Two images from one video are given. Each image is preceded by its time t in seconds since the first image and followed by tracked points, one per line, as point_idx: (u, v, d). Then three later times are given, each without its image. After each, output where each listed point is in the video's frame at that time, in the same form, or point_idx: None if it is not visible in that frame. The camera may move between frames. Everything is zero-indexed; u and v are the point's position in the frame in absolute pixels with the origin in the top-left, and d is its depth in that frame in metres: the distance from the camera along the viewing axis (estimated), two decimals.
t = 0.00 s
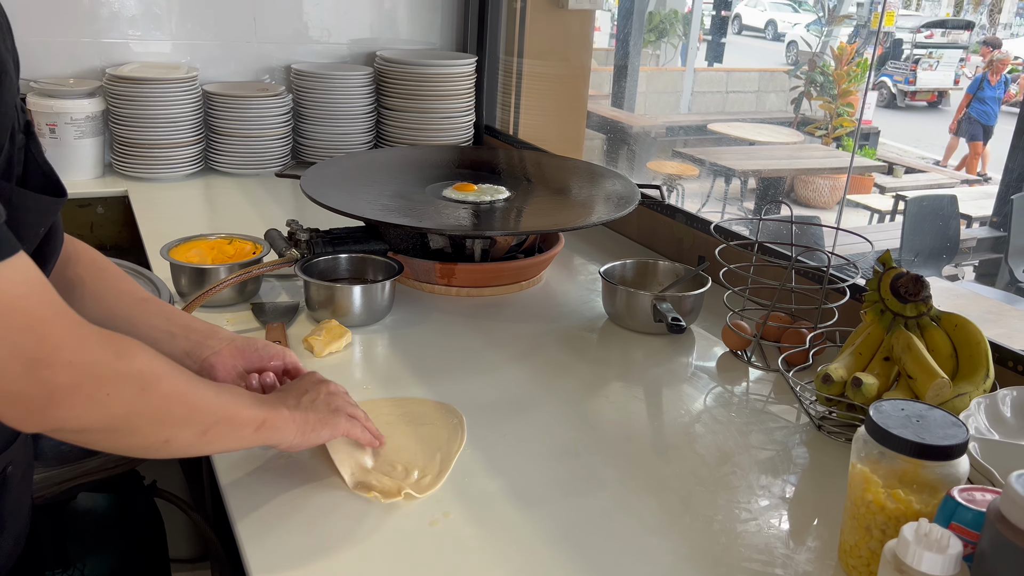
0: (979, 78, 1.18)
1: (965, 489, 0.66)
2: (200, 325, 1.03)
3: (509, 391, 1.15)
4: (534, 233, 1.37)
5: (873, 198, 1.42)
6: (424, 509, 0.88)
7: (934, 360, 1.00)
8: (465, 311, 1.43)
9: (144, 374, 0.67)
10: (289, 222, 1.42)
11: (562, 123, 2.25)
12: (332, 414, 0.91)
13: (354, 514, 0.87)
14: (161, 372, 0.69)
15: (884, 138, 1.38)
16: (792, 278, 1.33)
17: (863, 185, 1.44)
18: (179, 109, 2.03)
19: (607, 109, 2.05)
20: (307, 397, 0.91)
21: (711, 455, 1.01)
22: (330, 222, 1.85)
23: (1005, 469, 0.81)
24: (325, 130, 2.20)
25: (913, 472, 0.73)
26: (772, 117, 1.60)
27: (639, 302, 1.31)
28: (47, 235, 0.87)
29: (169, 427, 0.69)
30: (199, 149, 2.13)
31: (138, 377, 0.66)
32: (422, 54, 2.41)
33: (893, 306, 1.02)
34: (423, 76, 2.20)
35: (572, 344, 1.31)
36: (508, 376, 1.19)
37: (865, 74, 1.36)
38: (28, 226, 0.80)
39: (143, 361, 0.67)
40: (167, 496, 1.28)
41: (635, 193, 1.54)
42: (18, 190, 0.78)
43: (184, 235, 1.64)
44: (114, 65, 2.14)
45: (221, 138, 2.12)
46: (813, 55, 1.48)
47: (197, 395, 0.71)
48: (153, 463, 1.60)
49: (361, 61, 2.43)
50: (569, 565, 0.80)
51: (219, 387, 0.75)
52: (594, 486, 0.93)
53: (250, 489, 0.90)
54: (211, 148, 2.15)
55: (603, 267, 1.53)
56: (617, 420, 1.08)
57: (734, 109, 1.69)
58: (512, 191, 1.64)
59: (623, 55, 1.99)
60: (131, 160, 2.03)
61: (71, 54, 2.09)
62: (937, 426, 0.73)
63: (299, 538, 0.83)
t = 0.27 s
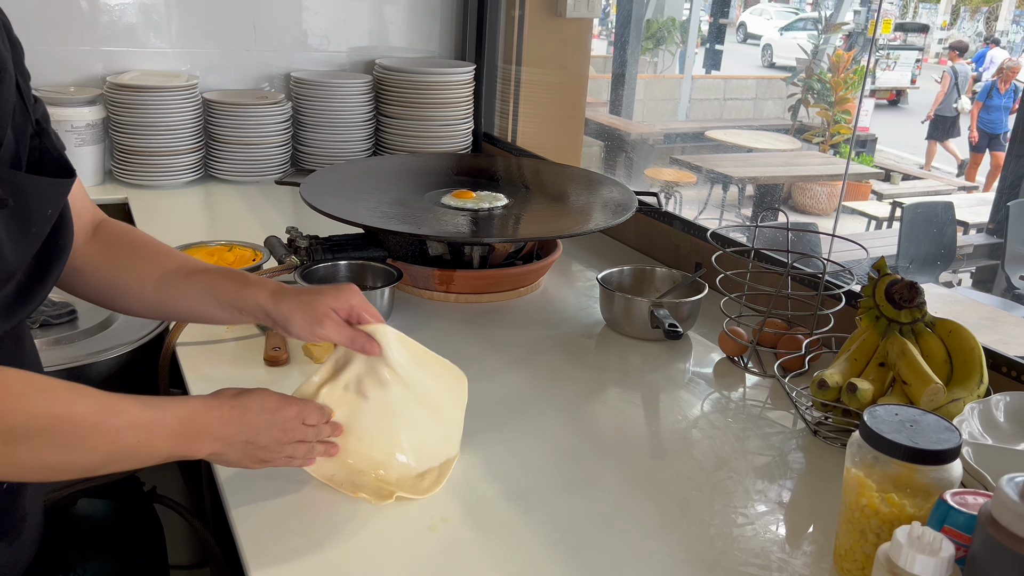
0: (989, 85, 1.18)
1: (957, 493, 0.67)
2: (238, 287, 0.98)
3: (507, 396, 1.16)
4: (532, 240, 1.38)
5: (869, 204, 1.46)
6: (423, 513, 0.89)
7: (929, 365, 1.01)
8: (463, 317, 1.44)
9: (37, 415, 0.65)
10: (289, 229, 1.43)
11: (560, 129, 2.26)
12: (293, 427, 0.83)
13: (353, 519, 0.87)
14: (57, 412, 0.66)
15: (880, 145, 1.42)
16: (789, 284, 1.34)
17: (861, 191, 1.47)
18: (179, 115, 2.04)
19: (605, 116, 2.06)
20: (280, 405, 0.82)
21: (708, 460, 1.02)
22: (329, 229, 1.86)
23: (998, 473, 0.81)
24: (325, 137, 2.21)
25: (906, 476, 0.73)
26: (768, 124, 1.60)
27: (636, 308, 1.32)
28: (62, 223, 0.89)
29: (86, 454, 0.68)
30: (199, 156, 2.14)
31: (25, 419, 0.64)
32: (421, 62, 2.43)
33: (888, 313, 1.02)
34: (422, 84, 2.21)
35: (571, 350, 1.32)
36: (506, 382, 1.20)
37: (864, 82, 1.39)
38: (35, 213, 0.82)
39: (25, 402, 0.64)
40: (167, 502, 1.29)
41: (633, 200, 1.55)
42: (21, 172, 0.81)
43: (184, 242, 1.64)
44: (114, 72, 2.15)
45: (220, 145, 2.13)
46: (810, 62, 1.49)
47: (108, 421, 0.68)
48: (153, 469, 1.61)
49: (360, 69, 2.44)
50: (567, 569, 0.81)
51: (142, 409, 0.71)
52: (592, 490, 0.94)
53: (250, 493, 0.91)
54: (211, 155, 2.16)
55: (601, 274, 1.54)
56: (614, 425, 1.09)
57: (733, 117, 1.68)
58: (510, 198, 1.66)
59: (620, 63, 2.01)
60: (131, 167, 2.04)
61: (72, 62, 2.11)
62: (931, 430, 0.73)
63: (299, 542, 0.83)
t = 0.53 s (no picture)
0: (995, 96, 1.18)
1: (949, 494, 0.68)
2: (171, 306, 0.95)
3: (504, 401, 1.16)
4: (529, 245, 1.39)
5: (867, 210, 1.43)
6: (420, 517, 0.89)
7: (923, 369, 1.02)
8: (461, 322, 1.45)
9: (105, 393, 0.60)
10: (287, 235, 1.44)
11: (557, 135, 2.27)
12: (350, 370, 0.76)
13: (351, 522, 0.88)
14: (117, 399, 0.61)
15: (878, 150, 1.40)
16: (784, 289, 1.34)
17: (861, 198, 1.44)
18: (178, 122, 2.05)
19: (602, 122, 2.08)
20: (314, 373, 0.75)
21: (703, 464, 1.02)
22: (328, 235, 1.86)
23: (990, 475, 0.82)
24: (323, 144, 2.22)
25: (899, 478, 0.74)
26: (768, 131, 1.60)
27: (632, 312, 1.33)
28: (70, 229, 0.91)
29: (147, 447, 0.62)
30: (198, 163, 2.15)
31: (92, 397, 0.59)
32: (419, 69, 2.44)
33: (882, 317, 1.03)
34: (420, 90, 2.22)
35: (568, 354, 1.32)
36: (503, 387, 1.20)
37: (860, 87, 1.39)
38: (43, 225, 0.83)
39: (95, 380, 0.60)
40: (165, 507, 1.29)
41: (629, 206, 1.56)
42: (28, 189, 0.82)
43: (182, 248, 1.65)
44: (113, 79, 2.16)
45: (219, 152, 2.14)
46: (807, 69, 1.50)
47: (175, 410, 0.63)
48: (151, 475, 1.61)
49: (358, 76, 2.45)
50: (563, 571, 0.82)
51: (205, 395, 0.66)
52: (588, 494, 0.95)
53: (247, 498, 0.91)
54: (210, 161, 2.17)
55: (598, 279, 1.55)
56: (611, 429, 1.09)
57: (729, 123, 1.70)
58: (507, 204, 1.66)
59: (617, 69, 2.02)
60: (130, 174, 2.05)
61: (71, 69, 2.12)
62: (923, 433, 0.74)
63: (296, 546, 0.84)
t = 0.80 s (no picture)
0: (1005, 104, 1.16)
1: (945, 496, 0.68)
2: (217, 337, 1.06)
3: (502, 405, 1.17)
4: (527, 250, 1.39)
5: (864, 215, 1.49)
6: (418, 521, 0.89)
7: (919, 372, 1.02)
8: (459, 327, 1.45)
9: (170, 385, 0.69)
10: (285, 240, 1.44)
11: (555, 140, 2.28)
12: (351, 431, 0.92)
13: (349, 526, 0.88)
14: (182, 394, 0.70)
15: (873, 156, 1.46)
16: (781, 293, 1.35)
17: (858, 201, 1.51)
18: (177, 128, 2.05)
19: (600, 127, 2.09)
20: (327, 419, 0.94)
21: (701, 467, 1.03)
22: (326, 240, 1.87)
23: (986, 478, 0.82)
24: (322, 149, 2.23)
25: (896, 481, 0.74)
26: (766, 135, 1.63)
27: (630, 316, 1.33)
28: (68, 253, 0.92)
29: (196, 436, 0.71)
30: (196, 168, 2.16)
31: (165, 389, 0.69)
32: (417, 75, 2.45)
33: (879, 320, 1.04)
34: (418, 96, 2.23)
35: (566, 359, 1.33)
36: (502, 391, 1.21)
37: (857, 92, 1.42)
38: (52, 248, 0.84)
39: (167, 373, 0.69)
40: (164, 512, 1.29)
41: (627, 210, 1.56)
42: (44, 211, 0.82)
43: (181, 254, 1.65)
44: (112, 85, 2.17)
45: (218, 158, 2.15)
46: (804, 75, 1.52)
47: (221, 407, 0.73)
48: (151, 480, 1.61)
49: (357, 82, 2.46)
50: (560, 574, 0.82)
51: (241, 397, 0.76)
52: (586, 497, 0.95)
53: (246, 501, 0.92)
54: (209, 167, 2.17)
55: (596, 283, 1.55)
56: (608, 433, 1.10)
57: (727, 128, 1.71)
58: (505, 209, 1.67)
59: (615, 75, 2.03)
60: (129, 180, 2.06)
61: (71, 75, 2.12)
62: (919, 435, 0.75)
63: (295, 550, 0.84)
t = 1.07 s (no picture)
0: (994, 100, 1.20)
1: (943, 498, 0.68)
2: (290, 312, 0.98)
3: (501, 408, 1.16)
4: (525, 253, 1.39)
5: (862, 218, 1.46)
6: (417, 524, 0.89)
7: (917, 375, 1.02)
8: (458, 330, 1.45)
9: (62, 429, 0.63)
10: (284, 244, 1.44)
11: (553, 144, 2.28)
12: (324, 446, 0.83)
13: (348, 530, 0.88)
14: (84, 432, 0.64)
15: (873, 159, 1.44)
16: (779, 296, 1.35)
17: (856, 206, 1.47)
18: (175, 132, 2.06)
19: (599, 131, 2.09)
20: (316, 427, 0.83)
21: (700, 470, 1.03)
22: (325, 244, 1.87)
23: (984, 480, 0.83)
24: (321, 153, 2.23)
25: (894, 483, 0.74)
26: (763, 139, 1.61)
27: (628, 319, 1.33)
28: (79, 242, 0.89)
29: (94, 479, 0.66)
30: (195, 172, 2.16)
31: (57, 437, 0.63)
32: (416, 80, 2.45)
33: (876, 323, 1.04)
34: (417, 100, 2.24)
35: (564, 362, 1.33)
36: (501, 394, 1.21)
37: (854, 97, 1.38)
38: (55, 233, 0.82)
39: (57, 412, 0.63)
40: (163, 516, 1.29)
41: (625, 214, 1.57)
42: (43, 195, 0.80)
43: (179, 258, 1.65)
44: (111, 90, 2.17)
45: (216, 162, 2.15)
46: (802, 78, 1.48)
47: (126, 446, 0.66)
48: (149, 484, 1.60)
49: (355, 86, 2.46)
50: None
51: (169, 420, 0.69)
52: (585, 500, 0.95)
53: (245, 505, 0.91)
54: (207, 171, 2.18)
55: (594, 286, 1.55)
56: (607, 436, 1.10)
57: (724, 132, 1.70)
58: (504, 212, 1.67)
59: (613, 79, 2.03)
60: (128, 184, 2.06)
61: (69, 79, 2.12)
62: (917, 437, 0.75)
63: (294, 554, 0.84)
